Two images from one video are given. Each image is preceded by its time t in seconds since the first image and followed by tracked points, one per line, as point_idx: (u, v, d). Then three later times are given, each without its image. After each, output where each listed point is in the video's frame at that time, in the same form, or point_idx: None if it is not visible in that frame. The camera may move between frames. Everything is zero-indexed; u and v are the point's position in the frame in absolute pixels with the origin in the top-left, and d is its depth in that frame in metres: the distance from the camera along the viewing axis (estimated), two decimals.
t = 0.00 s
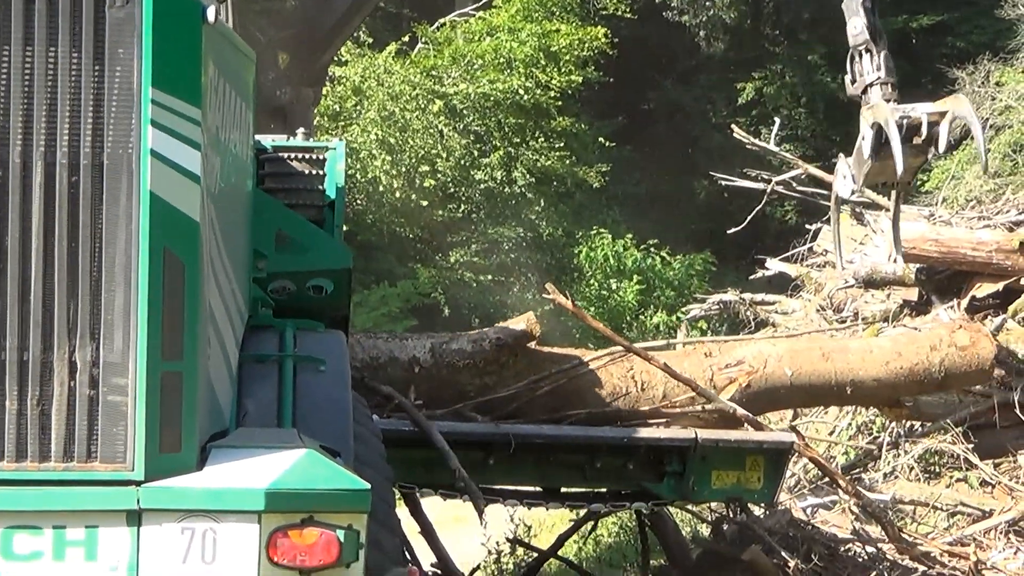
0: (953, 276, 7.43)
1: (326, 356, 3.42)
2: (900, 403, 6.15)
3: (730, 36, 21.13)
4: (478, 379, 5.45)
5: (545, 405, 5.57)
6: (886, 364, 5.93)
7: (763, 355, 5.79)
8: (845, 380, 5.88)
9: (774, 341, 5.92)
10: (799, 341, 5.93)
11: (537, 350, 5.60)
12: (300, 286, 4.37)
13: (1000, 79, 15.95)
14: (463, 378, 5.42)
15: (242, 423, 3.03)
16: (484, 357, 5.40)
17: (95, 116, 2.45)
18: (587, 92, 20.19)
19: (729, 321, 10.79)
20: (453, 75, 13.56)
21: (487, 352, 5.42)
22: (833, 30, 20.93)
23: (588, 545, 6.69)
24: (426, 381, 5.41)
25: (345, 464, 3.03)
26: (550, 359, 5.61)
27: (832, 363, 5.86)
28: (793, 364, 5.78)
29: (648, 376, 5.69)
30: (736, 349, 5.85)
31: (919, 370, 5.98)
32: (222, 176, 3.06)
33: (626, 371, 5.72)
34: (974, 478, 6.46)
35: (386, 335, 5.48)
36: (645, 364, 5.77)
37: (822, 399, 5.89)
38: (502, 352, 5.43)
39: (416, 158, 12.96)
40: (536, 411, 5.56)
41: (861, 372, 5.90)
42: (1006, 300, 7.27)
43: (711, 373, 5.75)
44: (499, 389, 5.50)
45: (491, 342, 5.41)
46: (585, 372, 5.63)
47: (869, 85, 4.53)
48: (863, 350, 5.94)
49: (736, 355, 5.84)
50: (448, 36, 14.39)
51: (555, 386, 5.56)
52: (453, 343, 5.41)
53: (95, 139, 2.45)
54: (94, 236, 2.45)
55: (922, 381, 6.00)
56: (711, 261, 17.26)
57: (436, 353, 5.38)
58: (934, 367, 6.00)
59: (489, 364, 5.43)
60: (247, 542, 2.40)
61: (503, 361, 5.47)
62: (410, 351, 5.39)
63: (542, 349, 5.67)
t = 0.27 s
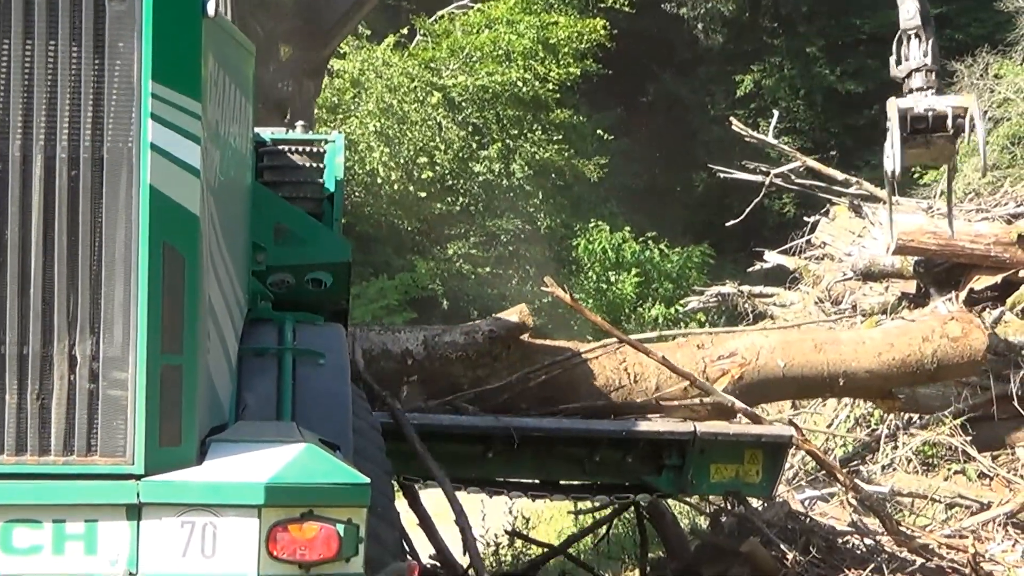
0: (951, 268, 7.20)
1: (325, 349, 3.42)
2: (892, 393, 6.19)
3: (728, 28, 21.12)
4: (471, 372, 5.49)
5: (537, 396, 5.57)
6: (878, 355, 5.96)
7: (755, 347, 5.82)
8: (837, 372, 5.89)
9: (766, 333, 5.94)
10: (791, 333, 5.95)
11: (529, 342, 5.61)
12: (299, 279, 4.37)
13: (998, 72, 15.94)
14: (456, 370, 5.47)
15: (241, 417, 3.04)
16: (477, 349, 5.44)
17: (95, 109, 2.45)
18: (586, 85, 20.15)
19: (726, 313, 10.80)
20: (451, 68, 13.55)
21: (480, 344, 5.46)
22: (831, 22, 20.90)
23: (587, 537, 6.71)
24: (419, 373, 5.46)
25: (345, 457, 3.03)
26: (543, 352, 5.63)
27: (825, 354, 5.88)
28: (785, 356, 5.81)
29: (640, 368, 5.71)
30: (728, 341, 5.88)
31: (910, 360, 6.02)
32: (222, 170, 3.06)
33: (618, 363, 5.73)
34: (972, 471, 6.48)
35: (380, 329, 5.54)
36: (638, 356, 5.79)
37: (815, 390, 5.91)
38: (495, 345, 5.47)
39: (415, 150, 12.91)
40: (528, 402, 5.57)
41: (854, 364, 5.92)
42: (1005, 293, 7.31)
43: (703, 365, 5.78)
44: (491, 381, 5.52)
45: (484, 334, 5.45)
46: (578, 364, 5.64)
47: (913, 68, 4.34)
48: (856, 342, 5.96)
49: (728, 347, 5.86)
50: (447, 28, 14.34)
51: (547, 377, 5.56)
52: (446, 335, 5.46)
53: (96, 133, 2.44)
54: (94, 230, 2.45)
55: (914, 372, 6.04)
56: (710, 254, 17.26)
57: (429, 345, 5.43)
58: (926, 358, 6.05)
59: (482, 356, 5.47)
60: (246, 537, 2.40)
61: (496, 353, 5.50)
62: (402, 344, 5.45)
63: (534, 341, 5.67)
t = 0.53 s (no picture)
0: (949, 259, 7.33)
1: (324, 339, 3.42)
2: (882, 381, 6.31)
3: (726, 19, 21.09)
4: (463, 362, 5.50)
5: (528, 385, 5.61)
6: (868, 343, 6.07)
7: (746, 336, 5.89)
8: (827, 361, 6.00)
9: (756, 322, 6.02)
10: (781, 322, 6.04)
11: (520, 332, 5.63)
12: (297, 270, 4.39)
13: (995, 63, 15.92)
14: (447, 360, 5.47)
15: (241, 408, 3.04)
16: (467, 339, 5.43)
17: (95, 99, 2.44)
18: (583, 76, 20.12)
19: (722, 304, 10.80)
20: (449, 59, 13.54)
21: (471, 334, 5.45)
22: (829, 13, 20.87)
23: (585, 528, 6.72)
24: (409, 364, 5.42)
25: (345, 448, 3.04)
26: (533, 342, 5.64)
27: (814, 344, 5.99)
28: (776, 344, 5.89)
29: (631, 357, 5.74)
30: (719, 329, 5.94)
31: (901, 347, 6.15)
32: (221, 161, 3.05)
33: (609, 352, 5.76)
34: (970, 462, 6.49)
35: (369, 319, 5.48)
36: (629, 345, 5.81)
37: (806, 378, 6.02)
38: (485, 335, 5.47)
39: (413, 140, 13.04)
40: (521, 392, 5.60)
41: (845, 351, 6.04)
42: (1002, 284, 7.32)
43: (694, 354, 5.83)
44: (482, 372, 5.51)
45: (475, 324, 5.43)
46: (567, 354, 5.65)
47: (956, 39, 5.24)
48: (845, 330, 6.08)
49: (719, 336, 5.93)
50: (444, 20, 14.27)
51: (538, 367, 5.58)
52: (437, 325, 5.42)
53: (95, 123, 2.44)
54: (94, 221, 2.45)
55: (905, 359, 6.16)
56: (708, 246, 17.25)
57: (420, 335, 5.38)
58: (917, 345, 6.20)
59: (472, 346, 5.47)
60: (247, 527, 2.40)
61: (486, 343, 5.51)
62: (393, 335, 5.40)
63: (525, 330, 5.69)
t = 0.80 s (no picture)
0: (946, 253, 7.19)
1: (319, 334, 3.41)
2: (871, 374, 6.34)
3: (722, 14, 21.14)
4: (452, 355, 5.56)
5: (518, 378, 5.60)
6: (858, 335, 6.13)
7: (736, 330, 5.93)
8: (817, 354, 6.06)
9: (745, 315, 6.05)
10: (771, 315, 6.08)
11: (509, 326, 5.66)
12: (293, 264, 4.37)
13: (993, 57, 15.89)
14: (437, 354, 5.53)
15: (235, 402, 3.03)
16: (457, 332, 5.48)
17: (88, 94, 2.44)
18: (581, 70, 20.09)
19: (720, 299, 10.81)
20: (447, 54, 13.53)
21: (460, 327, 5.49)
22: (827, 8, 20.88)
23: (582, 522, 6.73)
24: (399, 357, 5.51)
25: (339, 442, 3.04)
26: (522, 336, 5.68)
27: (804, 336, 6.04)
28: (765, 338, 5.94)
29: (621, 350, 5.75)
30: (709, 323, 5.96)
31: (890, 342, 6.17)
32: (215, 154, 3.04)
33: (598, 346, 5.75)
34: (966, 456, 6.49)
35: (360, 313, 5.55)
36: (619, 339, 5.81)
37: (796, 372, 6.06)
38: (475, 328, 5.50)
39: (411, 134, 13.06)
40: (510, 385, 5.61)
41: (834, 345, 6.09)
42: (1000, 278, 7.40)
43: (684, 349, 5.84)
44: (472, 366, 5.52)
45: (463, 318, 5.47)
46: (557, 348, 5.63)
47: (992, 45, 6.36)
48: (835, 323, 6.12)
49: (708, 329, 5.95)
50: (441, 14, 14.23)
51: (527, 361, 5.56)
52: (427, 319, 5.50)
53: (88, 117, 2.44)
54: (87, 215, 2.44)
55: (894, 353, 6.18)
56: (704, 239, 17.26)
57: (409, 329, 5.46)
58: (905, 339, 6.20)
59: (462, 340, 5.53)
60: (241, 521, 2.40)
61: (476, 337, 5.57)
62: (382, 329, 5.47)
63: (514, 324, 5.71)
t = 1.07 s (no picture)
0: (943, 247, 7.29)
1: (317, 330, 3.42)
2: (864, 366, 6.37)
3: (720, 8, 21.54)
4: (443, 350, 5.54)
5: (509, 372, 5.65)
6: (848, 327, 6.14)
7: (727, 322, 5.93)
8: (809, 347, 6.04)
9: (737, 308, 6.06)
10: (762, 308, 6.08)
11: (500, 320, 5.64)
12: (291, 260, 4.36)
13: (989, 50, 15.84)
14: (428, 349, 5.51)
15: (234, 397, 3.03)
16: (448, 327, 5.49)
17: (85, 90, 2.43)
18: (578, 64, 20.05)
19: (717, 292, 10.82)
20: (444, 48, 13.48)
21: (451, 322, 5.51)
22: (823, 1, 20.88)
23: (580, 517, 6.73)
24: (390, 352, 5.49)
25: (337, 438, 3.03)
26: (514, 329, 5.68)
27: (796, 329, 6.03)
28: (757, 330, 5.94)
29: (611, 344, 5.79)
30: (700, 316, 5.98)
31: (880, 333, 6.20)
32: (213, 150, 3.04)
33: (589, 339, 5.80)
34: (963, 448, 6.51)
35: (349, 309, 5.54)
36: (611, 333, 5.86)
37: (788, 366, 6.05)
38: (466, 323, 5.52)
39: (407, 129, 13.05)
40: (501, 379, 5.65)
41: (825, 337, 6.09)
42: (996, 272, 7.44)
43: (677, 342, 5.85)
44: (463, 359, 5.55)
45: (455, 312, 5.50)
46: (547, 341, 5.67)
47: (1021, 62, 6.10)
48: (827, 315, 6.13)
49: (700, 323, 5.97)
50: (439, 9, 14.21)
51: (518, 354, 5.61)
52: (418, 314, 5.51)
53: (86, 114, 2.43)
54: (86, 211, 2.44)
55: (884, 345, 6.21)
56: (702, 233, 17.25)
57: (400, 324, 5.46)
58: (897, 329, 6.23)
59: (453, 334, 5.52)
60: (240, 518, 2.40)
61: (467, 332, 5.55)
62: (374, 323, 5.48)
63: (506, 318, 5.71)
